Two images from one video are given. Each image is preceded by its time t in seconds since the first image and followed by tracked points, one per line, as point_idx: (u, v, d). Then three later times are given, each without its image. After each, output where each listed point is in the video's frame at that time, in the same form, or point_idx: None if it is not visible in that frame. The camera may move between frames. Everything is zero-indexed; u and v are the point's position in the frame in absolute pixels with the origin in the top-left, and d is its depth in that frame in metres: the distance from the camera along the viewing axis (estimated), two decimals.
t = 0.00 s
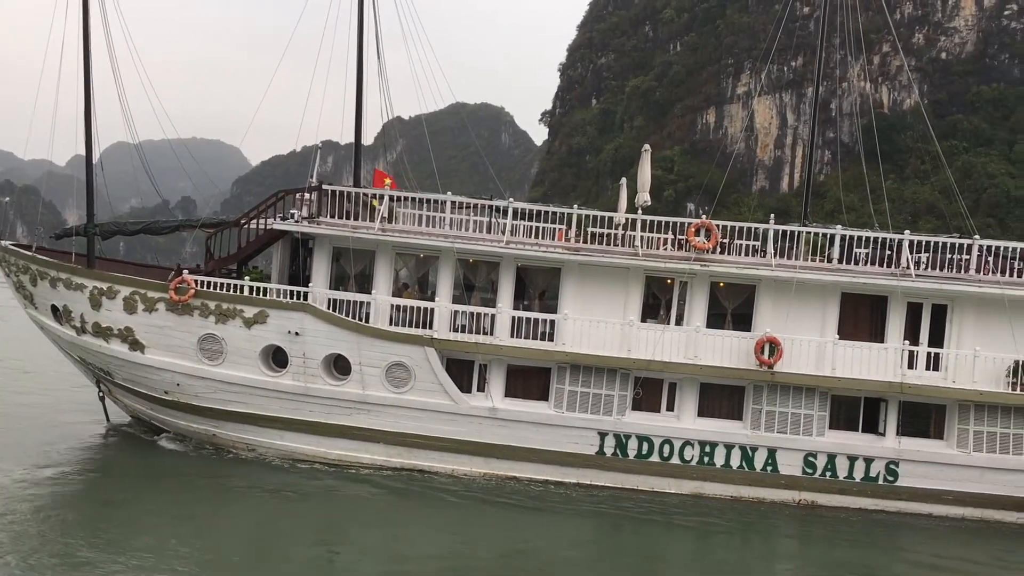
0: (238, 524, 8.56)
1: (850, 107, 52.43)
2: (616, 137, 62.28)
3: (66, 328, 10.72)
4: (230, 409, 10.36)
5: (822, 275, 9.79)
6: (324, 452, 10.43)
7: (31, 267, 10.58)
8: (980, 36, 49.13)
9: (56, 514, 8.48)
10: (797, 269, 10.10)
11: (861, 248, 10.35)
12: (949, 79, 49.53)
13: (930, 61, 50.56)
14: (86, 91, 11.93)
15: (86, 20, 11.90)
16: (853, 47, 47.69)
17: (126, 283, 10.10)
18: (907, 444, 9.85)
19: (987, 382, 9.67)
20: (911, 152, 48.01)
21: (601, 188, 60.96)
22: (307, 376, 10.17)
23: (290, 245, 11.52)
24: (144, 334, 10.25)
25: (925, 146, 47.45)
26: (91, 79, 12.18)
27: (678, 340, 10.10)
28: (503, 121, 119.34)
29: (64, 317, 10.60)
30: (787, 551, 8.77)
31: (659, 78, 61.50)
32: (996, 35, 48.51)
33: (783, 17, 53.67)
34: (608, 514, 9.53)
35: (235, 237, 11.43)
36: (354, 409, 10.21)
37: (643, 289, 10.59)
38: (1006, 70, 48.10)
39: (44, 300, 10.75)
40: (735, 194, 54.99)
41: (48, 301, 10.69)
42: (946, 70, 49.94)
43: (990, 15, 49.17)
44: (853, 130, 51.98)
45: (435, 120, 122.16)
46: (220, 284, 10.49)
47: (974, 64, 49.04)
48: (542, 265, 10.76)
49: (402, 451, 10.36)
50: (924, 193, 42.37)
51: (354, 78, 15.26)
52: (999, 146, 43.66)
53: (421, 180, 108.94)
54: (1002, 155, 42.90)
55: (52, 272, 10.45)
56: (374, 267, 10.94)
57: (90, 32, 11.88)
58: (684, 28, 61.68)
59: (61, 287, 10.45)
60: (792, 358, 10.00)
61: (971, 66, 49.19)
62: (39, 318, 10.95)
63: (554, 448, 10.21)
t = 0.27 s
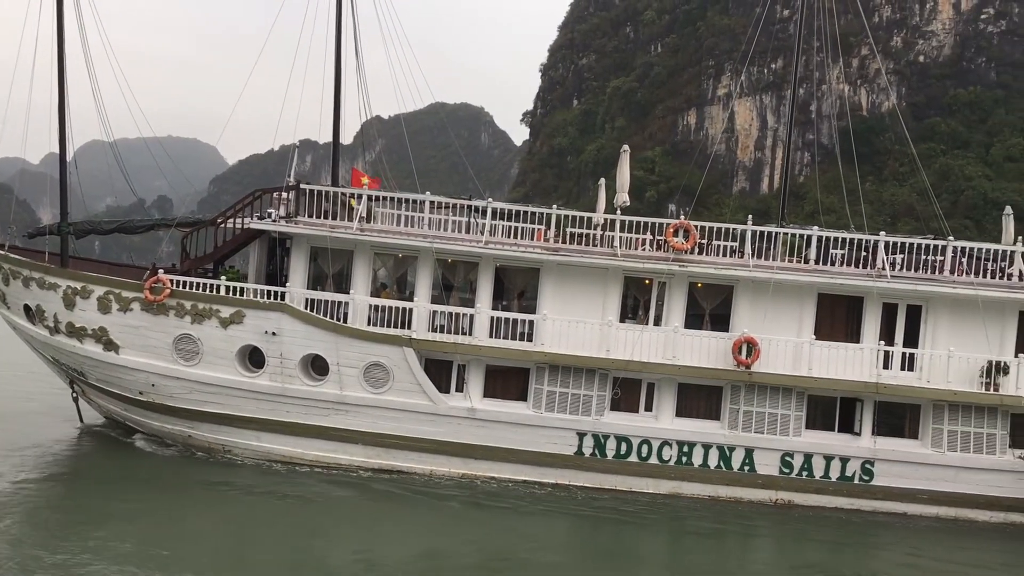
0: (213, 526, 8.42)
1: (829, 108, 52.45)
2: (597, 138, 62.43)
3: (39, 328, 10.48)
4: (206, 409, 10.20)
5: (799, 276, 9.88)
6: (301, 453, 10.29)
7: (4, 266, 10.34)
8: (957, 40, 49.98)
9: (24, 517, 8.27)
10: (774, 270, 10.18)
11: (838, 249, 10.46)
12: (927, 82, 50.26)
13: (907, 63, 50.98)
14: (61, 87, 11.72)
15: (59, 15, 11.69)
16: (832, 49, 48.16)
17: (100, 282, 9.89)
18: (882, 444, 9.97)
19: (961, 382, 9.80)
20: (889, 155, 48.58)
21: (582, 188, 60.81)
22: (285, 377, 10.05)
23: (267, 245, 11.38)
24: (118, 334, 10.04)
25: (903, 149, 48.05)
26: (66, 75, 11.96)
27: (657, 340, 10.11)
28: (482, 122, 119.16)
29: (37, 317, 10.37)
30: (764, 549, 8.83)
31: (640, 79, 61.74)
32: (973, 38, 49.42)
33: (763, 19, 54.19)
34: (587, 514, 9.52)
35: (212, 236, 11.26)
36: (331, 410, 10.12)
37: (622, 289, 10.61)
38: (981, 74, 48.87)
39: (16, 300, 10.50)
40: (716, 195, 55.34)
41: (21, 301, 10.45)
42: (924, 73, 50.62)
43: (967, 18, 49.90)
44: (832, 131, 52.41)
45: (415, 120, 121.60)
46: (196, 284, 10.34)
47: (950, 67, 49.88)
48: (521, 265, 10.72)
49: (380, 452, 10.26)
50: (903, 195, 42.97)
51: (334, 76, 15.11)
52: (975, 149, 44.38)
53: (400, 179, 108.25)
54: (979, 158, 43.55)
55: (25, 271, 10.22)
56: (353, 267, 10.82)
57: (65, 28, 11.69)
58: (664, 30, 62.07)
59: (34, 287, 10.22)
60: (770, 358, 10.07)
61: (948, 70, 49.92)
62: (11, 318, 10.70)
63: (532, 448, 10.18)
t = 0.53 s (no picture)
0: (180, 527, 8.26)
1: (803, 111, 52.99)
2: (573, 138, 62.62)
3: (6, 328, 10.36)
4: (176, 410, 10.06)
5: (771, 276, 9.98)
6: (273, 454, 10.15)
7: None
8: (929, 44, 50.98)
9: None
10: (747, 270, 10.26)
11: (809, 250, 10.58)
12: (899, 85, 51.17)
13: (880, 66, 51.91)
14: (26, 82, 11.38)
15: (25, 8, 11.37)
16: (806, 52, 48.86)
17: (68, 282, 9.79)
18: (852, 442, 10.09)
19: (930, 382, 9.94)
20: (862, 156, 49.35)
21: (558, 189, 60.64)
22: (256, 377, 9.95)
23: (238, 244, 11.19)
24: (86, 334, 9.93)
25: (876, 151, 48.91)
26: (33, 71, 11.59)
27: (630, 340, 10.12)
28: (457, 122, 118.83)
29: (4, 316, 10.26)
30: (735, 544, 8.92)
31: (616, 80, 62.08)
32: (945, 42, 50.45)
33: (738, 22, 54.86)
34: (561, 513, 9.49)
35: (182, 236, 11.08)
36: (304, 410, 10.01)
37: (596, 289, 10.62)
38: (952, 77, 49.91)
39: None
40: (692, 196, 55.81)
41: None
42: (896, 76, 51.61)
43: (938, 22, 51.03)
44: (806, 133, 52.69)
45: (389, 119, 120.86)
46: (167, 284, 10.22)
47: (923, 70, 50.86)
48: (495, 265, 10.68)
49: (352, 453, 10.14)
50: (875, 197, 43.67)
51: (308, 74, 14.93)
52: (946, 151, 45.37)
53: (375, 179, 107.38)
54: (949, 160, 44.59)
55: None
56: (325, 267, 10.69)
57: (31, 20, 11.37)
58: (641, 32, 62.54)
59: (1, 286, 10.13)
60: (743, 358, 10.13)
61: (920, 73, 50.95)
62: None
63: (506, 448, 10.14)
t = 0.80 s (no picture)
0: (145, 527, 8.08)
1: (774, 112, 53.55)
2: (546, 137, 62.67)
3: None
4: (142, 410, 9.89)
5: (740, 275, 10.08)
6: (242, 454, 9.99)
7: None
8: (897, 46, 52.03)
9: None
10: (716, 269, 10.33)
11: (778, 249, 10.71)
12: (868, 86, 52.11)
13: (850, 67, 52.82)
14: None
15: None
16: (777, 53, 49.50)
17: (31, 280, 9.65)
18: (820, 439, 10.25)
19: (896, 380, 10.11)
20: (832, 156, 50.01)
21: (532, 188, 60.22)
22: (224, 377, 9.80)
23: (205, 242, 10.95)
24: (50, 334, 9.78)
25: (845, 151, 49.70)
26: None
27: (601, 340, 10.13)
28: (428, 120, 118.18)
29: None
30: (704, 539, 9.02)
31: (589, 79, 62.27)
32: (912, 44, 51.53)
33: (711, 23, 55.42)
34: (532, 512, 9.46)
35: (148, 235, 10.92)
36: (272, 411, 9.86)
37: (567, 288, 10.61)
38: (920, 78, 50.92)
39: None
40: (665, 195, 56.01)
41: None
42: (865, 77, 52.57)
43: (906, 24, 52.00)
44: (777, 133, 52.45)
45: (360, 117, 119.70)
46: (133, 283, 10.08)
47: (891, 72, 51.89)
48: (466, 264, 10.61)
49: (322, 453, 9.99)
50: (845, 197, 44.37)
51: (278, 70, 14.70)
52: (914, 152, 46.32)
53: (345, 178, 106.17)
54: (917, 161, 45.66)
55: None
56: (294, 265, 10.52)
57: None
58: (614, 32, 62.84)
59: None
60: (712, 356, 10.20)
61: (889, 74, 51.91)
62: None
63: (478, 448, 10.08)
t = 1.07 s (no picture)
0: (109, 530, 7.88)
1: (747, 112, 53.93)
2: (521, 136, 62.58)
3: None
4: (110, 410, 9.68)
5: (711, 273, 10.14)
6: (211, 454, 9.81)
7: None
8: (868, 46, 53.23)
9: None
10: (689, 268, 10.39)
11: (749, 248, 10.82)
12: (840, 87, 52.99)
13: (821, 68, 53.65)
14: None
15: None
16: (750, 53, 49.96)
17: None
18: (789, 437, 10.37)
19: (865, 378, 10.27)
20: (804, 156, 50.47)
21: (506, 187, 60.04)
22: (193, 377, 9.63)
23: (173, 240, 10.72)
24: (15, 333, 9.59)
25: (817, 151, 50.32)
26: None
27: (574, 338, 10.11)
28: (401, 118, 117.19)
29: None
30: (676, 534, 9.08)
31: (564, 78, 62.36)
32: (883, 45, 52.67)
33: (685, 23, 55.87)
34: (505, 510, 9.41)
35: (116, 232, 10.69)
36: (242, 410, 9.70)
37: (539, 287, 10.58)
38: (891, 79, 51.94)
39: None
40: (640, 194, 56.03)
41: None
42: (837, 77, 53.46)
43: (877, 25, 53.50)
44: (750, 133, 53.21)
45: (332, 114, 118.39)
46: (100, 281, 9.88)
47: (862, 73, 52.95)
48: (438, 262, 10.52)
49: (293, 453, 9.84)
50: (817, 197, 45.04)
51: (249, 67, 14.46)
52: (885, 152, 47.17)
53: (317, 176, 104.81)
54: (889, 161, 46.42)
55: None
56: (263, 263, 10.34)
57: None
58: (588, 31, 62.97)
59: None
60: (685, 355, 10.22)
61: (860, 75, 52.96)
62: None
63: (451, 447, 10.00)
